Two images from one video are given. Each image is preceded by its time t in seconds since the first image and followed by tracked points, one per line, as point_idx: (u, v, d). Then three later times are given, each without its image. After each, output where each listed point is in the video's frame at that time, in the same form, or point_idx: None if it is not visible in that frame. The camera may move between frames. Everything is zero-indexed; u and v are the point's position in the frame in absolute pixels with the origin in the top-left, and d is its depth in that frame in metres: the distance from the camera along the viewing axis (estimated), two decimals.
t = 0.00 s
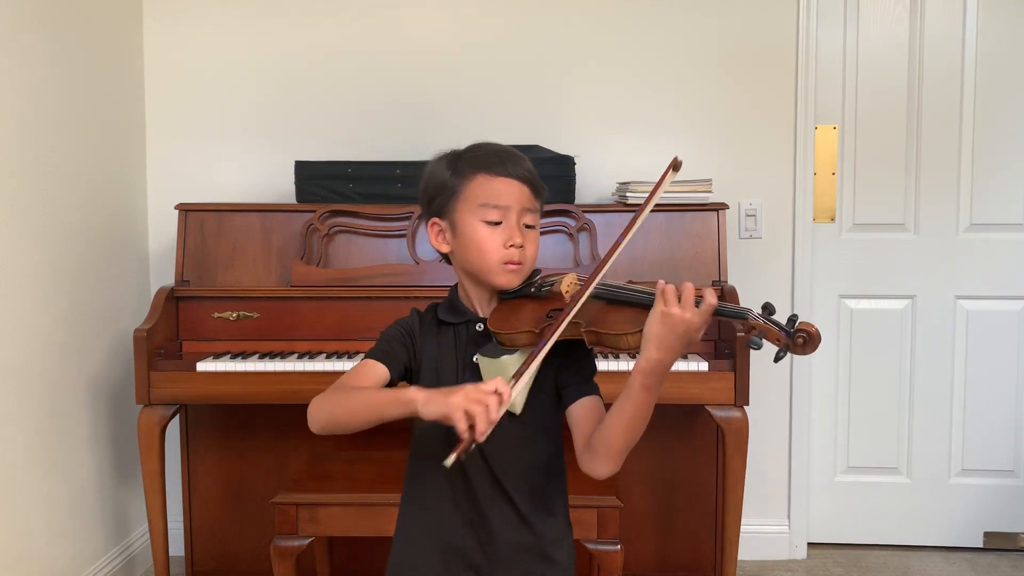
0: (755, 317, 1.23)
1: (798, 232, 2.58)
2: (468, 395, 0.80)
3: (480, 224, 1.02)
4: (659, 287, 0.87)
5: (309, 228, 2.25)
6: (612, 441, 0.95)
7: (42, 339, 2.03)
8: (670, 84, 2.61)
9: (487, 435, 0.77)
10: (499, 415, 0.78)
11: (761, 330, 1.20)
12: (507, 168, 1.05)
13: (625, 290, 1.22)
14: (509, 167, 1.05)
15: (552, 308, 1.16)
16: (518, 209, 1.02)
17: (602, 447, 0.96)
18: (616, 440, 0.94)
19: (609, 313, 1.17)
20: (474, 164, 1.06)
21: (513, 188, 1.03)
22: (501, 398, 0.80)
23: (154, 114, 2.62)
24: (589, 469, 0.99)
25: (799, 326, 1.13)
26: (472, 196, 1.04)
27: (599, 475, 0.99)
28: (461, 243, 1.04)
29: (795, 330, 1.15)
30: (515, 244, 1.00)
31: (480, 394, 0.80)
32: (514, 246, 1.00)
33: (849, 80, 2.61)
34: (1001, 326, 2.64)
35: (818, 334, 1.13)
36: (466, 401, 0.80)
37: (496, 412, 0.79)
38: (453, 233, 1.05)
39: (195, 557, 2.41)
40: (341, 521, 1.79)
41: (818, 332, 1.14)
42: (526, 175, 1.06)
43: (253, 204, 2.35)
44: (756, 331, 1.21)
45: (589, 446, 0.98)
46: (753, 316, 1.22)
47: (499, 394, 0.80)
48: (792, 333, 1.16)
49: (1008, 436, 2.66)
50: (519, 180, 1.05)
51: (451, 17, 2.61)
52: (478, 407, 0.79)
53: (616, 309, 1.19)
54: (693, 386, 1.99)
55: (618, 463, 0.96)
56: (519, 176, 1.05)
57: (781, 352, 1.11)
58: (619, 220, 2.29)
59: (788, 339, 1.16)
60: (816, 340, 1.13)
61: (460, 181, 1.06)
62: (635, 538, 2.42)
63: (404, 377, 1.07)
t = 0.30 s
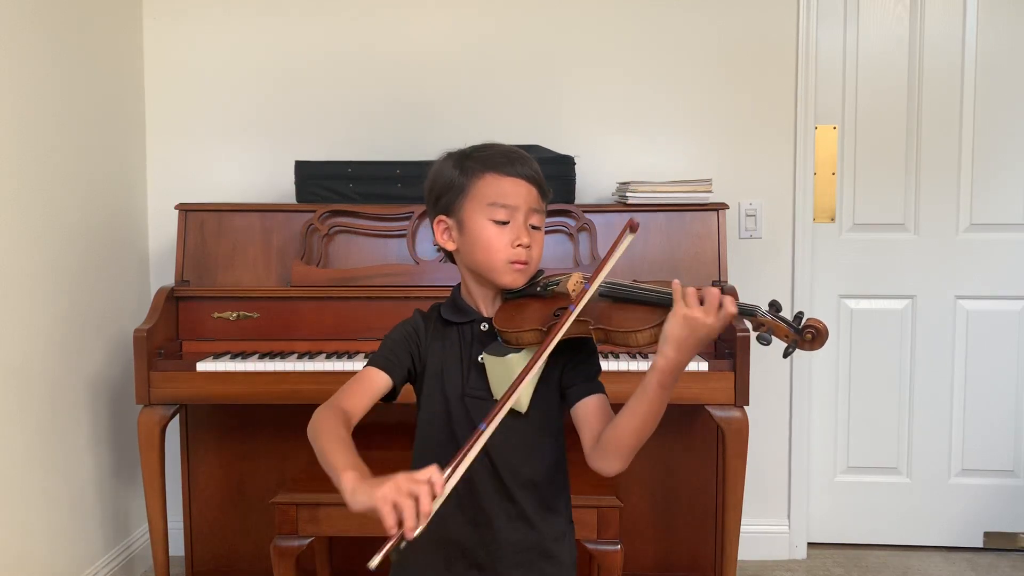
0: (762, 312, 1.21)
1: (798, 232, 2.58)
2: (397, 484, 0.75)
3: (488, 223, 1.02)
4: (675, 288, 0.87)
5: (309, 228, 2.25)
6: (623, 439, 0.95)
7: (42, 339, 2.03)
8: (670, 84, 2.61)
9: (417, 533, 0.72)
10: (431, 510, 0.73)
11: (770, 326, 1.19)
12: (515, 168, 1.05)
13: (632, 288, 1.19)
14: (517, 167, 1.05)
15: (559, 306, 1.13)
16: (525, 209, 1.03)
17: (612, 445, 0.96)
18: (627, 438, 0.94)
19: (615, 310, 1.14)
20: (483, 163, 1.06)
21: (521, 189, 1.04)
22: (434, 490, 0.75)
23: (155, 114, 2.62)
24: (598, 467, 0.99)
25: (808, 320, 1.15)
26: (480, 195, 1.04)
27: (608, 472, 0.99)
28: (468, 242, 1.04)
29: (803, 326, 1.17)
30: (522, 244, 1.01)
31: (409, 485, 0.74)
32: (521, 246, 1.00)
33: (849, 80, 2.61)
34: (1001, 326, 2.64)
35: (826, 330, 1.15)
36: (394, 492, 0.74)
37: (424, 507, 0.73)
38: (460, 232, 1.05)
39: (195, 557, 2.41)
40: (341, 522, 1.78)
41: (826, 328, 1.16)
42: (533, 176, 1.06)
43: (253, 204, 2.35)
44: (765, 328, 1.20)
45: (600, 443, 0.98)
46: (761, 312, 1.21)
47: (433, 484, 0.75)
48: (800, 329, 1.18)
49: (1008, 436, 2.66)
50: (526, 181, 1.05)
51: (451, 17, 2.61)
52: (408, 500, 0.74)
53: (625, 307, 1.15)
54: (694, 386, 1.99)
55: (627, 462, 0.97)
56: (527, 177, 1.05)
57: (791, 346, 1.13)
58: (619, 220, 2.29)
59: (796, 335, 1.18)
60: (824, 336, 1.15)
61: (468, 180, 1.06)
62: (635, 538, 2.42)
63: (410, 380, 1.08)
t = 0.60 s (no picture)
0: (768, 313, 1.20)
1: (798, 232, 2.58)
2: (367, 538, 0.71)
3: (489, 223, 1.02)
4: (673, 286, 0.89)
5: (309, 228, 2.24)
6: (625, 438, 0.95)
7: (41, 339, 2.03)
8: (670, 84, 2.61)
9: None
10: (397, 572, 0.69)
11: (774, 326, 1.20)
12: (515, 168, 1.05)
13: (637, 287, 1.18)
14: (517, 167, 1.06)
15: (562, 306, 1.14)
16: (526, 209, 1.03)
17: (612, 445, 0.96)
18: (628, 437, 0.94)
19: (620, 310, 1.15)
20: (483, 163, 1.06)
21: (521, 189, 1.04)
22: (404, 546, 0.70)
23: (154, 114, 2.62)
24: (598, 467, 0.99)
25: (813, 322, 1.14)
26: (481, 195, 1.04)
27: (608, 471, 0.99)
28: (469, 242, 1.04)
29: (808, 326, 1.17)
30: (524, 244, 1.01)
31: (373, 548, 0.70)
32: (523, 246, 1.00)
33: (849, 80, 2.61)
34: (1001, 326, 2.64)
35: (831, 330, 1.14)
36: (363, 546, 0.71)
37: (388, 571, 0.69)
38: (461, 232, 1.05)
39: (194, 557, 2.40)
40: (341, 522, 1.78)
41: (831, 328, 1.15)
42: (533, 175, 1.06)
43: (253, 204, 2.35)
44: (770, 327, 1.20)
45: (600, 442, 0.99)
46: (767, 312, 1.20)
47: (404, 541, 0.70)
48: (806, 330, 1.17)
49: (1008, 436, 2.66)
50: (526, 180, 1.05)
51: (451, 17, 2.61)
52: (376, 556, 0.70)
53: (628, 306, 1.15)
54: (694, 386, 1.99)
55: (627, 461, 0.96)
56: (527, 176, 1.05)
57: (795, 346, 1.13)
58: (619, 220, 2.29)
59: (801, 335, 1.18)
60: (829, 336, 1.14)
61: (468, 180, 1.06)
62: (635, 538, 2.42)
63: (412, 382, 1.07)
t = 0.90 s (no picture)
0: (769, 311, 1.20)
1: (798, 232, 2.58)
2: (425, 515, 0.75)
3: (487, 225, 1.02)
4: (683, 288, 0.88)
5: (309, 228, 2.24)
6: (625, 437, 0.95)
7: (42, 339, 2.03)
8: (670, 84, 2.61)
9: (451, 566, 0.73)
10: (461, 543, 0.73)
11: (775, 325, 1.18)
12: (512, 168, 1.05)
13: (636, 287, 1.18)
14: (514, 167, 1.06)
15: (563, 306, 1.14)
16: (524, 209, 1.03)
17: (613, 444, 0.96)
18: (630, 436, 0.95)
19: (621, 310, 1.15)
20: (479, 163, 1.06)
21: (519, 189, 1.04)
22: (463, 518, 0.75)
23: (155, 114, 2.62)
24: (598, 465, 0.99)
25: (816, 321, 1.14)
26: (478, 196, 1.04)
27: (607, 469, 0.99)
28: (467, 243, 1.04)
29: (810, 325, 1.17)
30: (522, 244, 1.01)
31: (435, 525, 0.74)
32: (521, 247, 1.00)
33: (849, 80, 2.61)
34: (1002, 326, 2.64)
35: (833, 327, 1.15)
36: (423, 523, 0.75)
37: (453, 542, 0.73)
38: (458, 233, 1.05)
39: (194, 557, 2.41)
40: (341, 522, 1.78)
41: (833, 326, 1.16)
42: (529, 175, 1.06)
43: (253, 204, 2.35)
44: (771, 327, 1.19)
45: (600, 440, 0.99)
46: (767, 310, 1.19)
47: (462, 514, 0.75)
48: (808, 328, 1.18)
49: (1008, 437, 2.66)
50: (523, 180, 1.05)
51: (451, 16, 2.61)
52: (438, 532, 0.74)
53: (629, 306, 1.15)
54: (694, 386, 1.99)
55: (627, 459, 0.97)
56: (524, 176, 1.06)
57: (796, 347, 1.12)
58: (619, 220, 2.29)
59: (803, 334, 1.17)
60: (831, 333, 1.14)
61: (465, 180, 1.06)
62: (635, 538, 2.42)
63: (412, 384, 1.08)
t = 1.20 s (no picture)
0: (770, 320, 1.21)
1: (798, 232, 2.58)
2: (478, 472, 0.80)
3: (483, 226, 1.02)
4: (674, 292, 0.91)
5: (310, 228, 2.24)
6: (620, 442, 0.96)
7: (42, 339, 2.03)
8: (670, 84, 2.61)
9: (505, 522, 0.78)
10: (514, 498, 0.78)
11: (776, 333, 1.20)
12: (508, 168, 1.05)
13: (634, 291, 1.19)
14: (510, 167, 1.05)
15: (562, 309, 1.15)
16: (520, 210, 1.03)
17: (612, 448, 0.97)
18: (624, 441, 0.95)
19: (620, 314, 1.16)
20: (475, 164, 1.06)
21: (515, 189, 1.04)
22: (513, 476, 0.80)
23: (155, 114, 2.62)
24: (597, 468, 1.00)
25: (815, 328, 1.13)
26: (475, 197, 1.04)
27: (606, 473, 1.00)
28: (464, 245, 1.04)
29: (811, 333, 1.16)
30: (519, 245, 1.01)
31: (490, 481, 0.79)
32: (518, 248, 1.00)
33: (849, 80, 2.61)
34: (1001, 326, 2.64)
35: (832, 338, 1.15)
36: (477, 480, 0.79)
37: (507, 499, 0.78)
38: (455, 235, 1.05)
39: (194, 558, 2.40)
40: (341, 522, 1.78)
41: (832, 336, 1.16)
42: (525, 175, 1.06)
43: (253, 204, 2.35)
44: (770, 334, 1.20)
45: (599, 445, 1.00)
46: (769, 319, 1.21)
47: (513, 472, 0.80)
48: (808, 337, 1.16)
49: (1008, 437, 2.66)
50: (520, 180, 1.05)
51: (451, 16, 2.61)
52: (492, 489, 0.79)
53: (629, 310, 1.16)
54: (694, 386, 1.99)
55: (626, 463, 0.97)
56: (520, 176, 1.05)
57: (796, 353, 1.11)
58: (619, 220, 2.29)
59: (801, 342, 1.17)
60: (830, 343, 1.15)
61: (461, 181, 1.06)
62: (635, 538, 2.42)
63: (411, 382, 1.07)
